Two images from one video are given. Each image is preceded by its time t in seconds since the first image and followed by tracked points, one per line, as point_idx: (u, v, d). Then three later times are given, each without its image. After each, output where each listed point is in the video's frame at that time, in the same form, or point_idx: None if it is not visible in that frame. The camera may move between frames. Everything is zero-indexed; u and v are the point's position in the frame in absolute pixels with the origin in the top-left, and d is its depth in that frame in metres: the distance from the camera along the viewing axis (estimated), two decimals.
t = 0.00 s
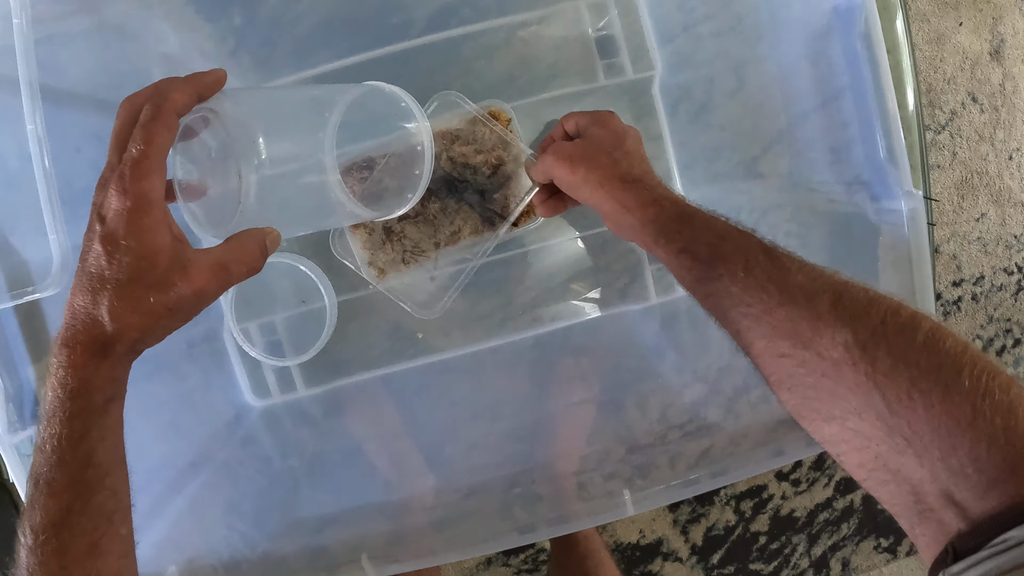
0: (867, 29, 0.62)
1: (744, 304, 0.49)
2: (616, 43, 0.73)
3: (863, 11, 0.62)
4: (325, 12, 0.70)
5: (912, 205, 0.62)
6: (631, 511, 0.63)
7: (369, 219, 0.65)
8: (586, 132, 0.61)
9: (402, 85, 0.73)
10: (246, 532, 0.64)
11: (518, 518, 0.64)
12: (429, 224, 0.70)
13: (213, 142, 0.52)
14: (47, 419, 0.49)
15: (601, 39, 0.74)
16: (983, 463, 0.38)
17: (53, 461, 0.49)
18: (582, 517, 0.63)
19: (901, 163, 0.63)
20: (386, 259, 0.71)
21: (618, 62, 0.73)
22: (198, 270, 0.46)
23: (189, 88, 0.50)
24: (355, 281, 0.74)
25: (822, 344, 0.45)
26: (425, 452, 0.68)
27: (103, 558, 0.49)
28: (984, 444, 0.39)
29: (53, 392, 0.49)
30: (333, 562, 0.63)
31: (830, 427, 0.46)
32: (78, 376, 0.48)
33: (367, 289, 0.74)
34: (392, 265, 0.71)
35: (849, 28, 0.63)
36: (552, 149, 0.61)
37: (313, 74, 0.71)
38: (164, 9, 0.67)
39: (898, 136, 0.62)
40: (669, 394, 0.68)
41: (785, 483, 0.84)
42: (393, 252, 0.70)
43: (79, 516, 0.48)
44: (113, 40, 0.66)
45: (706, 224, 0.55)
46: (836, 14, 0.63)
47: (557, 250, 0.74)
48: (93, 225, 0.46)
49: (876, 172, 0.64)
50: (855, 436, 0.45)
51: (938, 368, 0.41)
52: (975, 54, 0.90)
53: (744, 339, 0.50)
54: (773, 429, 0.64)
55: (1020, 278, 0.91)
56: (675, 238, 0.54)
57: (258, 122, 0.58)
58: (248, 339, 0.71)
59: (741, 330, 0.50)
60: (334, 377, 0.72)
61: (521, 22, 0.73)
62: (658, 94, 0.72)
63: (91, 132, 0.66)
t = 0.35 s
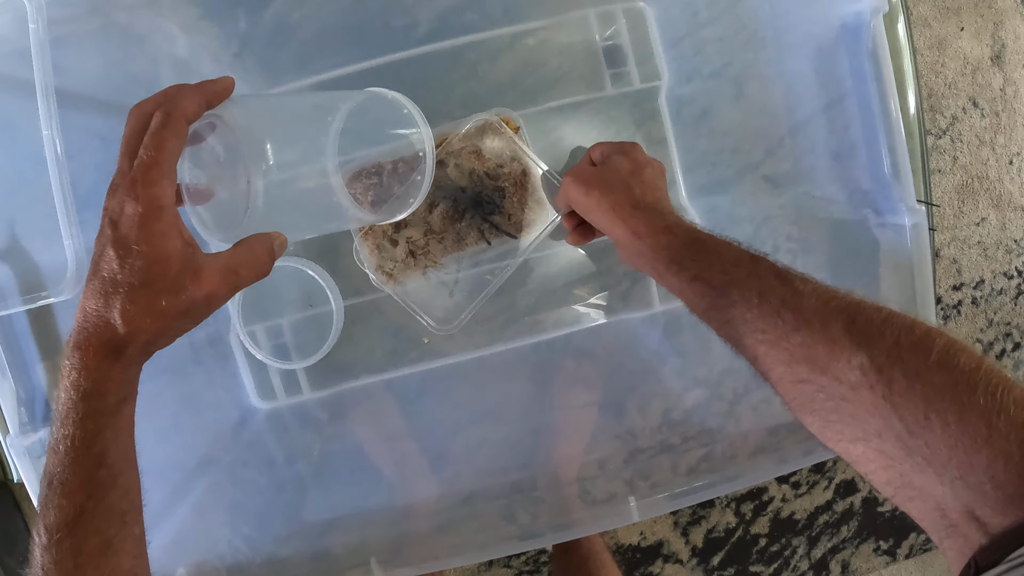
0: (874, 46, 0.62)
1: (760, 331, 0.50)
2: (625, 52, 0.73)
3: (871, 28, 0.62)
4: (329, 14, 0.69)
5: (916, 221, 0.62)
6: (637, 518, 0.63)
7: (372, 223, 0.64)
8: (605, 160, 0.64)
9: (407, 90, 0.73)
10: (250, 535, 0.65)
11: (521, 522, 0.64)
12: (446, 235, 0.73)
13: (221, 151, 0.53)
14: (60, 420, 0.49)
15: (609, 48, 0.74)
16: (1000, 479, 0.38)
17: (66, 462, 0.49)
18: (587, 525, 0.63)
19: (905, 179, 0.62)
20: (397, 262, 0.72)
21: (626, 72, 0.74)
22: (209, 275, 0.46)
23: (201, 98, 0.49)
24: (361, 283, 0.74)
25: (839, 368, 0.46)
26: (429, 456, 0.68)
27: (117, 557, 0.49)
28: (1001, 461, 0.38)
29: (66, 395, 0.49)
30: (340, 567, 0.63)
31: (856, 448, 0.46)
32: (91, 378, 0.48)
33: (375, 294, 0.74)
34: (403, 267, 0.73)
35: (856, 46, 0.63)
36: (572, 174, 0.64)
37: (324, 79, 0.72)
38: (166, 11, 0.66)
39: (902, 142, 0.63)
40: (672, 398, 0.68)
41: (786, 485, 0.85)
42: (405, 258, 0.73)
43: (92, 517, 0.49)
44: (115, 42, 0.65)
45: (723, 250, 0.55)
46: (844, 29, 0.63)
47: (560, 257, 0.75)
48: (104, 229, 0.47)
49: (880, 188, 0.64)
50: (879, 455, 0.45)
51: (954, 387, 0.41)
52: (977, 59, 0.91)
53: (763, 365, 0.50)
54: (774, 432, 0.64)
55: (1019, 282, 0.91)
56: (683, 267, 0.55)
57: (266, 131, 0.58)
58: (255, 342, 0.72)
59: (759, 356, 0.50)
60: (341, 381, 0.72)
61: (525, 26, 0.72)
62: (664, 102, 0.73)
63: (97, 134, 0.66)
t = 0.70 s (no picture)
0: (880, 60, 0.60)
1: (756, 341, 0.50)
2: (630, 60, 0.74)
3: (877, 44, 0.60)
4: (332, 16, 0.68)
5: (918, 233, 0.61)
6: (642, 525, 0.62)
7: (375, 227, 0.64)
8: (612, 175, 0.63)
9: (411, 94, 0.73)
10: (248, 538, 0.65)
11: (522, 527, 0.63)
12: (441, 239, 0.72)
13: (230, 157, 0.54)
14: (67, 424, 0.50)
15: (614, 56, 0.74)
16: (995, 487, 0.39)
17: (73, 465, 0.49)
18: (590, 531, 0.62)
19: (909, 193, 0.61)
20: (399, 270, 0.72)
21: (630, 79, 0.75)
22: (221, 281, 0.47)
23: (212, 103, 0.50)
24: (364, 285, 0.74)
25: (835, 378, 0.46)
26: (430, 458, 0.68)
27: (126, 561, 0.49)
28: (995, 467, 0.39)
29: (74, 399, 0.49)
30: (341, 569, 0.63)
31: (854, 457, 0.46)
32: (101, 383, 0.48)
33: (378, 298, 0.74)
34: (405, 275, 0.72)
35: (863, 59, 0.62)
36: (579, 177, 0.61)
37: (330, 84, 0.72)
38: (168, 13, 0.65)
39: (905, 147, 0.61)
40: (672, 402, 0.68)
41: (786, 489, 0.85)
42: (409, 265, 0.72)
43: (100, 519, 0.49)
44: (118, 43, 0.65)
45: (721, 262, 0.55)
46: (851, 43, 0.62)
47: (557, 262, 0.75)
48: (114, 235, 0.47)
49: (886, 203, 0.63)
50: (877, 464, 0.45)
51: (949, 395, 0.42)
52: (978, 66, 0.91)
53: (758, 375, 0.50)
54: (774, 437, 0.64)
55: (1020, 288, 0.91)
56: (685, 277, 0.54)
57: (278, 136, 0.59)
58: (259, 345, 0.72)
59: (755, 368, 0.50)
60: (343, 386, 0.73)
61: (529, 30, 0.73)
62: (668, 110, 0.74)
63: (101, 136, 0.67)
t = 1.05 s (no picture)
0: (897, 83, 0.59)
1: (756, 373, 0.49)
2: (643, 72, 0.74)
3: (893, 65, 0.59)
4: (340, 22, 0.68)
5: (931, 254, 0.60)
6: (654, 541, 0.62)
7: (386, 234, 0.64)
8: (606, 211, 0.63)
9: (418, 101, 0.74)
10: (252, 544, 0.65)
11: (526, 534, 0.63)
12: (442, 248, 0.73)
13: (240, 164, 0.54)
14: (79, 434, 0.50)
15: (626, 69, 0.75)
16: (997, 507, 0.39)
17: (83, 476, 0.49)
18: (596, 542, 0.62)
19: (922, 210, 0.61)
20: (410, 279, 0.73)
21: (643, 91, 0.75)
22: (230, 290, 0.47)
23: (219, 110, 0.49)
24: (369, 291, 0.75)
25: (834, 407, 0.46)
26: (434, 465, 0.68)
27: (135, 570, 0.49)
28: (997, 486, 0.39)
29: (82, 409, 0.49)
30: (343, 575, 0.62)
31: (858, 484, 0.46)
32: (111, 393, 0.48)
33: (385, 307, 0.75)
34: (416, 285, 0.73)
35: (879, 82, 0.61)
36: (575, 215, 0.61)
37: (340, 92, 0.72)
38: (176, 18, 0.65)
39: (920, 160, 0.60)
40: (676, 410, 0.68)
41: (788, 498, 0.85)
42: (420, 274, 0.73)
43: (111, 528, 0.49)
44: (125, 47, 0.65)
45: (716, 292, 0.54)
46: (866, 65, 0.61)
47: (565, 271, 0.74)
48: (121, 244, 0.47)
49: (897, 223, 0.62)
50: (883, 491, 0.45)
51: (947, 418, 0.42)
52: (983, 76, 0.91)
53: (760, 408, 0.49)
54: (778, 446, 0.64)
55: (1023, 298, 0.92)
56: (683, 311, 0.53)
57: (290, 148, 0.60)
58: (267, 353, 0.73)
59: (756, 401, 0.49)
60: (352, 394, 0.73)
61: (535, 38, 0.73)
62: (680, 122, 0.74)
63: (107, 140, 0.66)
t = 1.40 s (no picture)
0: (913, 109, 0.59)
1: (787, 394, 0.49)
2: (657, 87, 0.75)
3: (911, 91, 0.58)
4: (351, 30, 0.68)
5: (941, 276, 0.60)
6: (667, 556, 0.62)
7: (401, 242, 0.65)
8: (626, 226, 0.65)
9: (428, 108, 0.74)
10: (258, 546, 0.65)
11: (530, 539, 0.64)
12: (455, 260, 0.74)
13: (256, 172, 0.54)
14: (98, 445, 0.50)
15: (642, 84, 0.75)
16: None
17: (100, 485, 0.49)
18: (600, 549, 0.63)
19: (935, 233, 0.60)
20: (423, 290, 0.74)
21: (657, 107, 0.76)
22: (254, 301, 0.48)
23: (242, 119, 0.49)
24: (377, 297, 0.75)
25: (866, 427, 0.46)
26: (440, 471, 0.69)
27: None
28: None
29: (102, 419, 0.49)
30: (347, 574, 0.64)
31: (891, 500, 0.46)
32: (130, 404, 0.48)
33: (394, 317, 0.75)
34: (427, 296, 0.74)
35: (895, 106, 0.60)
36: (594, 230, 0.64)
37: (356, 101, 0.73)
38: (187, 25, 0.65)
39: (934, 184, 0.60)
40: (683, 419, 0.68)
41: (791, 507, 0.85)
42: (432, 286, 0.74)
43: (128, 539, 0.49)
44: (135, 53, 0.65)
45: (743, 311, 0.55)
46: (884, 89, 0.61)
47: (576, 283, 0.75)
48: (143, 255, 0.47)
49: (910, 243, 0.61)
50: (913, 505, 0.44)
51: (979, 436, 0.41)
52: (990, 88, 0.91)
53: (792, 428, 0.50)
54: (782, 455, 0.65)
55: None
56: (707, 330, 0.54)
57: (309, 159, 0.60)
58: (279, 361, 0.73)
59: (786, 420, 0.50)
60: (362, 402, 0.73)
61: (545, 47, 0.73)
62: (694, 139, 0.75)
63: (116, 144, 0.65)
